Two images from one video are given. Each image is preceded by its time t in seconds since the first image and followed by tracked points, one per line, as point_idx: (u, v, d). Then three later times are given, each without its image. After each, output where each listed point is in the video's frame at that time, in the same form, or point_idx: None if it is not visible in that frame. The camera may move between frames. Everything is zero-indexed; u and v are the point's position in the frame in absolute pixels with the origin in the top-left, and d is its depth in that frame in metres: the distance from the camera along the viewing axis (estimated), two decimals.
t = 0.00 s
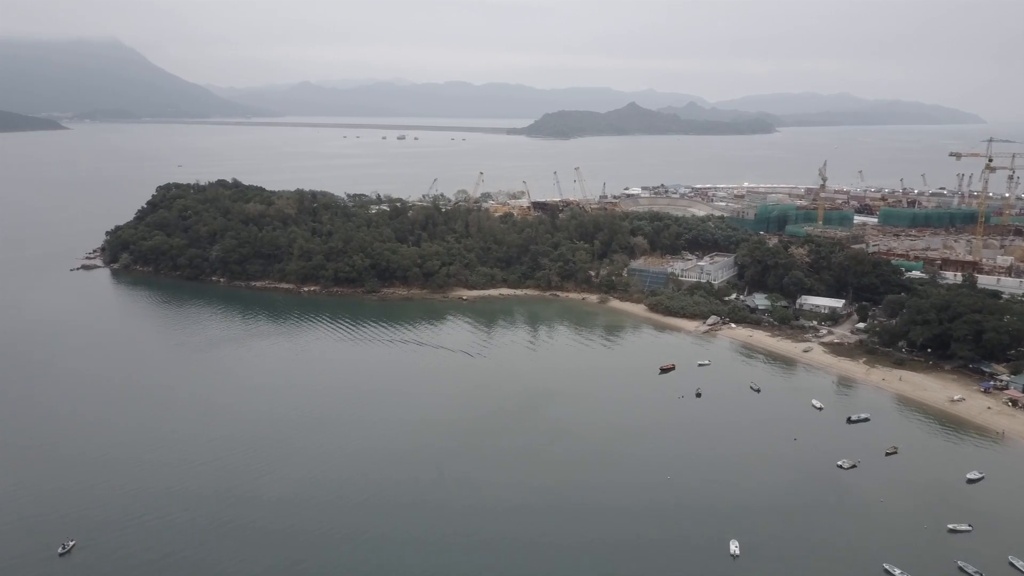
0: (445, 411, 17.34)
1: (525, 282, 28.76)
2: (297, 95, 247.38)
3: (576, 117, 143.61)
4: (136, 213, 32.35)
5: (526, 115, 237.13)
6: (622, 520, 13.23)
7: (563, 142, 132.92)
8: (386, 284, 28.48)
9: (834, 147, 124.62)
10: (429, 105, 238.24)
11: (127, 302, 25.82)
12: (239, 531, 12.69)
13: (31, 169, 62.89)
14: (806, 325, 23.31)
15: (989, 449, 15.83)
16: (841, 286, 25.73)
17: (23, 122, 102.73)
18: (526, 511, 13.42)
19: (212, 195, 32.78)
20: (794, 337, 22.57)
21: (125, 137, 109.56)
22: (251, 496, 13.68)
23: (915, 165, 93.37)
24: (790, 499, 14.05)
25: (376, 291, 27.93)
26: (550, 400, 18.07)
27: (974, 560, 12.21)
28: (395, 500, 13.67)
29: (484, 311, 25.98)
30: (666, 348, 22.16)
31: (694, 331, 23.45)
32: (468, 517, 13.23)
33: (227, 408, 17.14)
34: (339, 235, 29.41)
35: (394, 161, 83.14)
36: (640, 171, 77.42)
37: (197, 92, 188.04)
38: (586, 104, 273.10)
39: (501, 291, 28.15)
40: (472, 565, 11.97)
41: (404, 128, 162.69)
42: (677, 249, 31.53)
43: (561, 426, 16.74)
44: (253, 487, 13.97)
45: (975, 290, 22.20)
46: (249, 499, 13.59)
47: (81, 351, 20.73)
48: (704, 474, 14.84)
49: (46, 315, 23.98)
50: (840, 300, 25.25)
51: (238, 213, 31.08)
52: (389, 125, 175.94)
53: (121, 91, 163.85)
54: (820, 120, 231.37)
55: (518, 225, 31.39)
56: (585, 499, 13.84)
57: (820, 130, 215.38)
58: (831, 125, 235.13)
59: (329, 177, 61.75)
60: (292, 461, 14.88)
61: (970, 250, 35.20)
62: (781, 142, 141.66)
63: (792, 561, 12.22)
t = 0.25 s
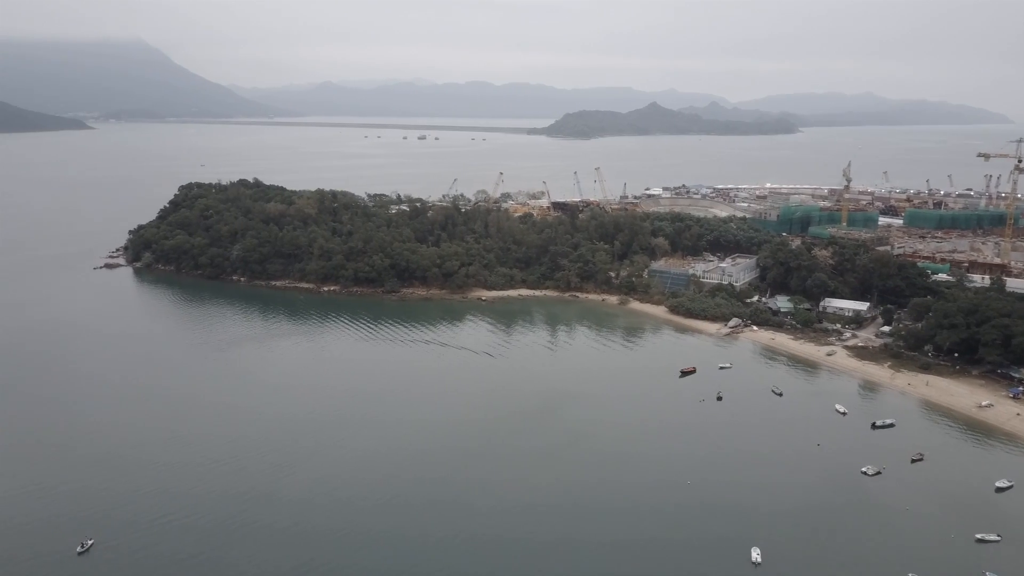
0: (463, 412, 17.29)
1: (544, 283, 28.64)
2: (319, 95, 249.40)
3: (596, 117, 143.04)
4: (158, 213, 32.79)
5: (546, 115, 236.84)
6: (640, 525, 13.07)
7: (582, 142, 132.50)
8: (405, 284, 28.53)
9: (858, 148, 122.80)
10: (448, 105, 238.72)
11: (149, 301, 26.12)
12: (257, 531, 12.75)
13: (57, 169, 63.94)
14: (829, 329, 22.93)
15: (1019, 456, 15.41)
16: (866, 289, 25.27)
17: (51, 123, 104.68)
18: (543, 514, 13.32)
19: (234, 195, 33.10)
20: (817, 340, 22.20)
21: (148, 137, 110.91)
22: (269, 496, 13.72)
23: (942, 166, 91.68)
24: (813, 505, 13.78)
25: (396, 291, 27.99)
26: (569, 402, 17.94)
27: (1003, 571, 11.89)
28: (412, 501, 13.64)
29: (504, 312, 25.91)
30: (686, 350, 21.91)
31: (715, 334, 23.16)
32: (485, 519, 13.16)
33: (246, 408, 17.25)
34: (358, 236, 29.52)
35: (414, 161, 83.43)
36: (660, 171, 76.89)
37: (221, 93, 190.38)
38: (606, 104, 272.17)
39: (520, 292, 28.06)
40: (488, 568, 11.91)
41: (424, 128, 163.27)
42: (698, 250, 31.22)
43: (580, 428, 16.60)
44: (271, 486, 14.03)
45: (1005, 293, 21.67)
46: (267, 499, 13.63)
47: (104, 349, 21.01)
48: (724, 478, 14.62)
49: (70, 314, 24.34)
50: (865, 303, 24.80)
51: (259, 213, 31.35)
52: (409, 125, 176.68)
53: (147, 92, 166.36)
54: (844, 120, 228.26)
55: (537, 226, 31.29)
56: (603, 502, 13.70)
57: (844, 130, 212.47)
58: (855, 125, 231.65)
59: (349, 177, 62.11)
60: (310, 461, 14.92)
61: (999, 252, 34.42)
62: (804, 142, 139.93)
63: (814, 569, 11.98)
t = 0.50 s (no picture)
0: (479, 413, 17.23)
1: (561, 283, 28.51)
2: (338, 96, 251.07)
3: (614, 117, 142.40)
4: (178, 212, 33.13)
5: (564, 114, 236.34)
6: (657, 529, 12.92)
7: (600, 142, 132.03)
8: (422, 284, 28.55)
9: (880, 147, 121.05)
10: (466, 105, 238.89)
11: (169, 300, 26.39)
12: (272, 531, 12.78)
13: (80, 169, 64.89)
14: (851, 331, 22.57)
15: None
16: (889, 291, 24.84)
17: (75, 125, 106.39)
18: (558, 516, 13.23)
19: (252, 194, 33.34)
20: (839, 343, 21.85)
21: (170, 137, 112.06)
22: (285, 497, 13.75)
23: (967, 166, 90.10)
24: (834, 511, 13.53)
25: (413, 291, 28.03)
26: (586, 404, 17.80)
27: None
28: (426, 502, 13.61)
29: (521, 313, 25.81)
30: (705, 352, 21.66)
31: (735, 336, 22.90)
32: (499, 520, 13.09)
33: (264, 408, 17.32)
34: (376, 235, 29.59)
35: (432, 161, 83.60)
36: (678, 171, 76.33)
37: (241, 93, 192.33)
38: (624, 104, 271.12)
39: (537, 293, 27.96)
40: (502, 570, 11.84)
41: (442, 128, 163.68)
42: (718, 251, 30.90)
43: (597, 431, 16.46)
44: (287, 487, 14.06)
45: None
46: (282, 499, 13.67)
47: (124, 348, 21.25)
48: (742, 483, 14.41)
49: (92, 313, 24.66)
50: (887, 306, 24.38)
51: (277, 212, 31.53)
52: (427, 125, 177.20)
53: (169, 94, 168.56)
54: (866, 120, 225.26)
55: (555, 226, 31.15)
56: (620, 506, 13.57)
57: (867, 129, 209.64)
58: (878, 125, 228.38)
59: (368, 177, 62.39)
60: (325, 462, 14.94)
61: None
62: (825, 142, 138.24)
63: None
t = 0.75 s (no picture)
0: (495, 415, 17.17)
1: (579, 284, 28.37)
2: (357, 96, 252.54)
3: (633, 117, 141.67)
4: (199, 212, 33.47)
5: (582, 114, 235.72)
6: (673, 534, 12.79)
7: (619, 142, 131.49)
8: (440, 284, 28.57)
9: (904, 147, 119.22)
10: (484, 105, 239.16)
11: (189, 300, 26.66)
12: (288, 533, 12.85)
13: (104, 168, 65.79)
14: (873, 334, 22.18)
15: None
16: (912, 293, 24.40)
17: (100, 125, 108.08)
18: (573, 520, 13.15)
19: (272, 194, 33.58)
20: (860, 346, 21.50)
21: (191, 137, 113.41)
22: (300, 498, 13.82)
23: (993, 166, 88.40)
24: (854, 517, 13.31)
25: (430, 291, 28.06)
26: (603, 406, 17.67)
27: None
28: (440, 504, 13.60)
29: (539, 313, 25.72)
30: (723, 355, 21.42)
31: (754, 338, 22.62)
32: (513, 523, 13.04)
33: (281, 409, 17.42)
34: (394, 235, 29.66)
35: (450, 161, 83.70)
36: (698, 171, 75.75)
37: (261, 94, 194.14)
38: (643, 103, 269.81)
39: (554, 294, 27.86)
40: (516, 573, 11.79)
41: (460, 128, 163.96)
42: (737, 252, 30.58)
43: (613, 433, 16.34)
44: (303, 488, 14.13)
45: None
46: (298, 501, 13.73)
47: (145, 348, 21.50)
48: (760, 488, 14.20)
49: (113, 312, 24.99)
50: (911, 308, 23.95)
51: (296, 212, 31.71)
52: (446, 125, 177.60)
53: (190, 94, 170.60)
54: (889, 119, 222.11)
55: (573, 227, 31.02)
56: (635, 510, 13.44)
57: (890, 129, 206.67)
58: (901, 124, 225.01)
59: (386, 176, 62.63)
60: (341, 463, 14.99)
61: None
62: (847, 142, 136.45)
63: None
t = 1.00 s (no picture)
0: (509, 417, 17.10)
1: (595, 285, 28.23)
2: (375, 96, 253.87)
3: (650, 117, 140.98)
4: (217, 212, 33.74)
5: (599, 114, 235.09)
6: (686, 538, 12.66)
7: (635, 142, 130.95)
8: (455, 284, 28.57)
9: (926, 148, 117.53)
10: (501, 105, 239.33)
11: (206, 299, 26.89)
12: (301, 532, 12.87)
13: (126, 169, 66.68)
14: (894, 337, 21.84)
15: None
16: (934, 296, 23.98)
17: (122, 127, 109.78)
18: (585, 522, 13.04)
19: (289, 194, 33.76)
20: (880, 349, 21.16)
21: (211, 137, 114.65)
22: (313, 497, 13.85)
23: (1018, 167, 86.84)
24: (874, 523, 13.08)
25: (446, 291, 28.07)
26: (617, 408, 17.53)
27: None
28: (452, 505, 13.56)
29: (554, 314, 25.62)
30: (740, 357, 21.18)
31: (772, 341, 22.35)
32: (526, 525, 12.96)
33: (295, 409, 17.48)
34: (410, 235, 29.71)
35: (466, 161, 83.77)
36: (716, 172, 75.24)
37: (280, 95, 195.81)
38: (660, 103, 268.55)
39: (570, 295, 27.74)
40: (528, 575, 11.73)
41: (476, 128, 164.16)
42: (755, 253, 30.26)
43: (627, 435, 16.20)
44: (316, 488, 14.16)
45: None
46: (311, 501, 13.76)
47: (163, 347, 21.72)
48: (776, 492, 14.01)
49: (133, 312, 25.29)
50: (932, 311, 23.54)
51: (313, 212, 31.86)
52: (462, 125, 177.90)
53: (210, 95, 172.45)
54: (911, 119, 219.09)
55: (589, 227, 30.89)
56: (650, 513, 13.31)
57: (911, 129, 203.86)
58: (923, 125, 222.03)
59: (403, 176, 62.82)
60: (353, 463, 15.01)
61: None
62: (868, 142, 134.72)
63: None
